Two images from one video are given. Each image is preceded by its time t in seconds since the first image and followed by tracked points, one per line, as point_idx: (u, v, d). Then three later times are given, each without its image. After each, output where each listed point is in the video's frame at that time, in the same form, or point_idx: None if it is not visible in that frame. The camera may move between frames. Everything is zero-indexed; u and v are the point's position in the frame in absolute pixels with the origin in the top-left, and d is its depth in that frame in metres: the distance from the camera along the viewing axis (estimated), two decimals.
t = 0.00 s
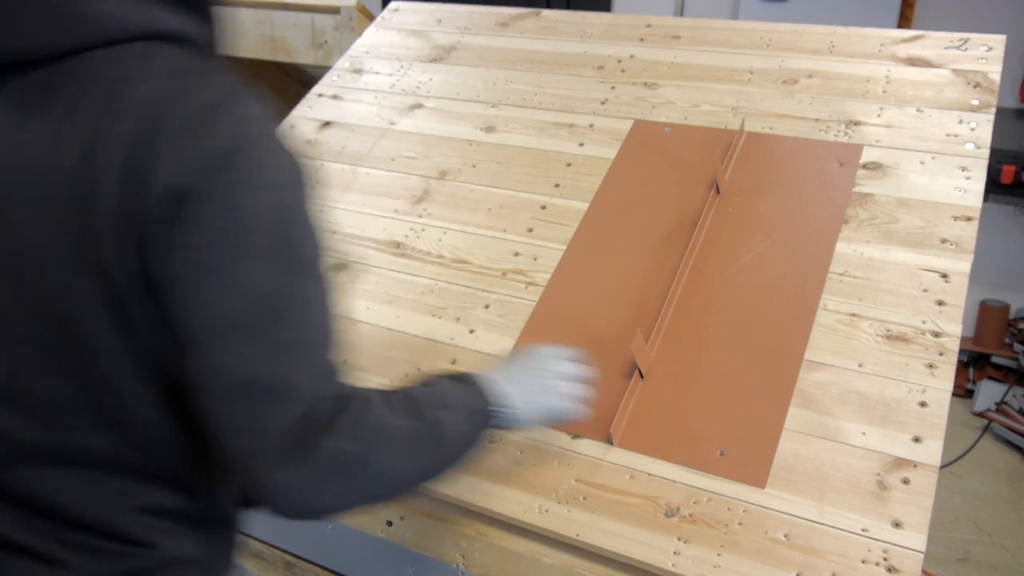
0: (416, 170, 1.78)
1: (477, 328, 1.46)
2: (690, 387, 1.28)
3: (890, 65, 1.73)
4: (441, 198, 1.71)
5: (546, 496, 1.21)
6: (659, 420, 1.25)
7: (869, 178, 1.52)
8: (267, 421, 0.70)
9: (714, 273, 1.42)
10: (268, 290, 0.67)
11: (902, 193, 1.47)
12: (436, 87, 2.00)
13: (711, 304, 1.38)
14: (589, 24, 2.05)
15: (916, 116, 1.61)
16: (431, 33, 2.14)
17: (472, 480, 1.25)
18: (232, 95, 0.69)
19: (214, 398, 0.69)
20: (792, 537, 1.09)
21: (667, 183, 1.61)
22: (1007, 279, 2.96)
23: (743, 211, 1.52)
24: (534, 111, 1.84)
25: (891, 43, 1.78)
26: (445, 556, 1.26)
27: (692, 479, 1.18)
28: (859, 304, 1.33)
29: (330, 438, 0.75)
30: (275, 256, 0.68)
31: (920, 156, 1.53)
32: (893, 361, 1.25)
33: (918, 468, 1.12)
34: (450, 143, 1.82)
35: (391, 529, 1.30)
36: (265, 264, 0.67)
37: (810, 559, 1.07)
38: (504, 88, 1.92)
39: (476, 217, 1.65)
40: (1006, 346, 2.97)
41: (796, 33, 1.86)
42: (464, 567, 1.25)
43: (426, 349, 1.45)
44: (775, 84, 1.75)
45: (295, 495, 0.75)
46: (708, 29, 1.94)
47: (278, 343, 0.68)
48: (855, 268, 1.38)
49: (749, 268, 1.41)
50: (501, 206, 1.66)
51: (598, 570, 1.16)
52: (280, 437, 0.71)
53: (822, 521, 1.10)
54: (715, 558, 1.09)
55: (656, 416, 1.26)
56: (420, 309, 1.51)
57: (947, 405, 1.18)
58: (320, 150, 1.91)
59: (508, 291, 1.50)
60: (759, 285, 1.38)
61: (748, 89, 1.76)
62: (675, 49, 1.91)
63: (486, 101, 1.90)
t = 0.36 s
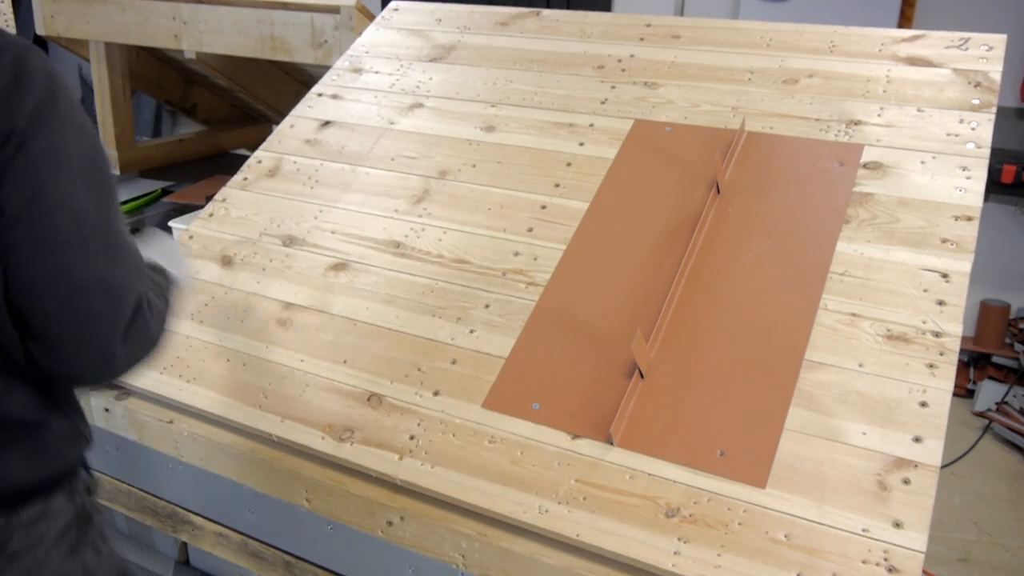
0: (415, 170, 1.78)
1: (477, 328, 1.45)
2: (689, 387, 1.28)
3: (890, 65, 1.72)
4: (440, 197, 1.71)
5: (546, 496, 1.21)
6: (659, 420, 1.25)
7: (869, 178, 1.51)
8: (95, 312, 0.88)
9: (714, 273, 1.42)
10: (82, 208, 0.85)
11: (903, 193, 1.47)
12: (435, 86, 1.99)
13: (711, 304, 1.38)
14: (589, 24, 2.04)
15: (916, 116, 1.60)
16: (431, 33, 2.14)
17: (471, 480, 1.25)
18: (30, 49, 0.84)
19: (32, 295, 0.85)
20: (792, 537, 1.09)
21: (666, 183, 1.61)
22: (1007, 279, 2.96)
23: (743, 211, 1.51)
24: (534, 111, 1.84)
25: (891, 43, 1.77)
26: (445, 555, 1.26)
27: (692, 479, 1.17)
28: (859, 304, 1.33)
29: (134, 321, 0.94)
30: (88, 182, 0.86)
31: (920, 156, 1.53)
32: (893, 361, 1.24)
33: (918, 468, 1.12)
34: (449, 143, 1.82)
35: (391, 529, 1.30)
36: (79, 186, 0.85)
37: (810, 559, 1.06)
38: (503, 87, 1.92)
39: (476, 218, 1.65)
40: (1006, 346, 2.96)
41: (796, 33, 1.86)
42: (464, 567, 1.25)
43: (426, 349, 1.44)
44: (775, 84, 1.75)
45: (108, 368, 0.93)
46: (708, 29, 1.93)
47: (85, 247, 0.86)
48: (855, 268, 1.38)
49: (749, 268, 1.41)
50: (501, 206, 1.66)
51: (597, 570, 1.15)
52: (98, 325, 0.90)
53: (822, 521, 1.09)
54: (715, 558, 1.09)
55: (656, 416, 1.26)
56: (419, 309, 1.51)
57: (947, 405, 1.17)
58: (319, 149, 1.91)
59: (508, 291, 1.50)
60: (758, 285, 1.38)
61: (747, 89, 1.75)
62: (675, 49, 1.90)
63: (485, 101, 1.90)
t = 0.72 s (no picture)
0: (415, 169, 1.79)
1: (477, 328, 1.46)
2: (689, 387, 1.28)
3: (890, 65, 1.72)
4: (440, 197, 1.71)
5: (546, 496, 1.21)
6: (659, 420, 1.25)
7: (869, 178, 1.51)
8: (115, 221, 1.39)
9: (714, 273, 1.42)
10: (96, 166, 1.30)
11: (902, 193, 1.47)
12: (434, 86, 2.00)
13: (711, 303, 1.38)
14: (589, 24, 2.05)
15: (916, 116, 1.61)
16: (430, 32, 2.14)
17: (471, 479, 1.25)
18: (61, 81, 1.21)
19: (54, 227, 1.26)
20: (792, 536, 1.09)
21: (666, 183, 1.61)
22: (1007, 279, 2.96)
23: (743, 211, 1.52)
24: (534, 111, 1.84)
25: (891, 43, 1.77)
26: (445, 555, 1.26)
27: (692, 479, 1.18)
28: (859, 304, 1.33)
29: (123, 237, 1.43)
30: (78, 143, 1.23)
31: (920, 156, 1.53)
32: (893, 361, 1.24)
33: (918, 468, 1.12)
34: (449, 143, 1.82)
35: (392, 529, 1.30)
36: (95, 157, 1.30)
37: (810, 559, 1.07)
38: (503, 87, 1.92)
39: (475, 217, 1.65)
40: (1006, 346, 2.96)
41: (796, 33, 1.86)
42: (464, 567, 1.25)
43: (426, 349, 1.45)
44: (775, 84, 1.75)
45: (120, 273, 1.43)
46: (708, 29, 1.93)
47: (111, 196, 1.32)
48: (855, 268, 1.38)
49: (749, 268, 1.41)
50: (501, 206, 1.66)
51: (597, 569, 1.15)
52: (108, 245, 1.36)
53: (822, 521, 1.10)
54: (715, 558, 1.09)
55: (657, 416, 1.26)
56: (420, 308, 1.51)
57: (947, 405, 1.18)
58: (319, 149, 1.91)
59: (508, 291, 1.50)
60: (758, 284, 1.38)
61: (748, 89, 1.76)
62: (675, 49, 1.91)
63: (485, 101, 1.90)
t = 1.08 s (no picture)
0: (415, 169, 1.79)
1: (477, 328, 1.45)
2: (690, 387, 1.28)
3: (890, 65, 1.72)
4: (440, 197, 1.71)
5: (546, 496, 1.21)
6: (660, 420, 1.25)
7: (869, 178, 1.51)
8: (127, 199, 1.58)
9: (714, 273, 1.42)
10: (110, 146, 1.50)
11: (903, 193, 1.47)
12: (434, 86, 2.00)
13: (711, 303, 1.38)
14: (589, 24, 2.04)
15: (916, 116, 1.61)
16: (431, 32, 2.14)
17: (471, 479, 1.25)
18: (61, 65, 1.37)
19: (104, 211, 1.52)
20: (792, 537, 1.09)
21: (666, 183, 1.61)
22: (1007, 279, 2.96)
23: (743, 211, 1.51)
24: (534, 111, 1.84)
25: (891, 43, 1.77)
26: (445, 555, 1.26)
27: (692, 478, 1.18)
28: (859, 304, 1.33)
29: (139, 221, 1.64)
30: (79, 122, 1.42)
31: (921, 156, 1.53)
32: (893, 361, 1.24)
33: (918, 468, 1.12)
34: (449, 143, 1.82)
35: (391, 528, 1.30)
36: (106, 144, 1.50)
37: (809, 559, 1.07)
38: (503, 87, 1.92)
39: (475, 218, 1.65)
40: (1006, 346, 2.96)
41: (796, 33, 1.86)
42: (464, 567, 1.25)
43: (426, 348, 1.45)
44: (775, 84, 1.75)
45: (133, 239, 1.62)
46: (709, 29, 1.93)
47: (127, 181, 1.52)
48: (855, 268, 1.38)
49: (749, 268, 1.41)
50: (501, 206, 1.66)
51: (597, 570, 1.15)
52: (121, 217, 1.55)
53: (822, 522, 1.10)
54: (715, 558, 1.09)
55: (657, 416, 1.26)
56: (420, 308, 1.51)
57: (947, 405, 1.17)
58: (319, 149, 1.91)
59: (508, 291, 1.50)
60: (759, 284, 1.38)
61: (748, 89, 1.76)
62: (675, 49, 1.90)
63: (485, 101, 1.90)
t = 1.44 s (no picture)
0: (415, 169, 1.78)
1: (477, 328, 1.45)
2: (689, 387, 1.28)
3: (890, 65, 1.72)
4: (441, 197, 1.71)
5: (546, 496, 1.21)
6: (659, 420, 1.25)
7: (869, 178, 1.51)
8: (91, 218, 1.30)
9: (714, 273, 1.42)
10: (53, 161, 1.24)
11: (903, 193, 1.47)
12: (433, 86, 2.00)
13: (711, 304, 1.38)
14: (589, 24, 2.04)
15: (916, 116, 1.61)
16: (431, 32, 2.14)
17: (471, 479, 1.25)
18: None
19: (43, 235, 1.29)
20: (792, 536, 1.09)
21: (666, 183, 1.61)
22: (1007, 279, 2.96)
23: (743, 211, 1.51)
24: (534, 111, 1.84)
25: (891, 43, 1.77)
26: (445, 555, 1.26)
27: (692, 478, 1.18)
28: (859, 304, 1.33)
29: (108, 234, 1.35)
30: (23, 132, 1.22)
31: (921, 156, 1.53)
32: (893, 361, 1.24)
33: (918, 468, 1.12)
34: (450, 143, 1.82)
35: (391, 528, 1.30)
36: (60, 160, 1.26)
37: (810, 559, 1.07)
38: (504, 87, 1.92)
39: (475, 218, 1.65)
40: (1006, 346, 2.96)
41: (796, 33, 1.86)
42: (464, 567, 1.25)
43: (426, 348, 1.45)
44: (775, 84, 1.75)
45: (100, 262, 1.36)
46: (709, 29, 1.93)
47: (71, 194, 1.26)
48: (855, 268, 1.38)
49: (749, 268, 1.41)
50: (501, 206, 1.66)
51: (597, 570, 1.15)
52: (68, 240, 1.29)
53: (822, 522, 1.10)
54: (715, 558, 1.09)
55: (656, 416, 1.26)
56: (420, 308, 1.51)
57: (947, 404, 1.17)
58: (319, 149, 1.91)
59: (508, 291, 1.50)
60: (759, 284, 1.38)
61: (747, 89, 1.76)
62: (675, 49, 1.90)
63: (485, 101, 1.90)
